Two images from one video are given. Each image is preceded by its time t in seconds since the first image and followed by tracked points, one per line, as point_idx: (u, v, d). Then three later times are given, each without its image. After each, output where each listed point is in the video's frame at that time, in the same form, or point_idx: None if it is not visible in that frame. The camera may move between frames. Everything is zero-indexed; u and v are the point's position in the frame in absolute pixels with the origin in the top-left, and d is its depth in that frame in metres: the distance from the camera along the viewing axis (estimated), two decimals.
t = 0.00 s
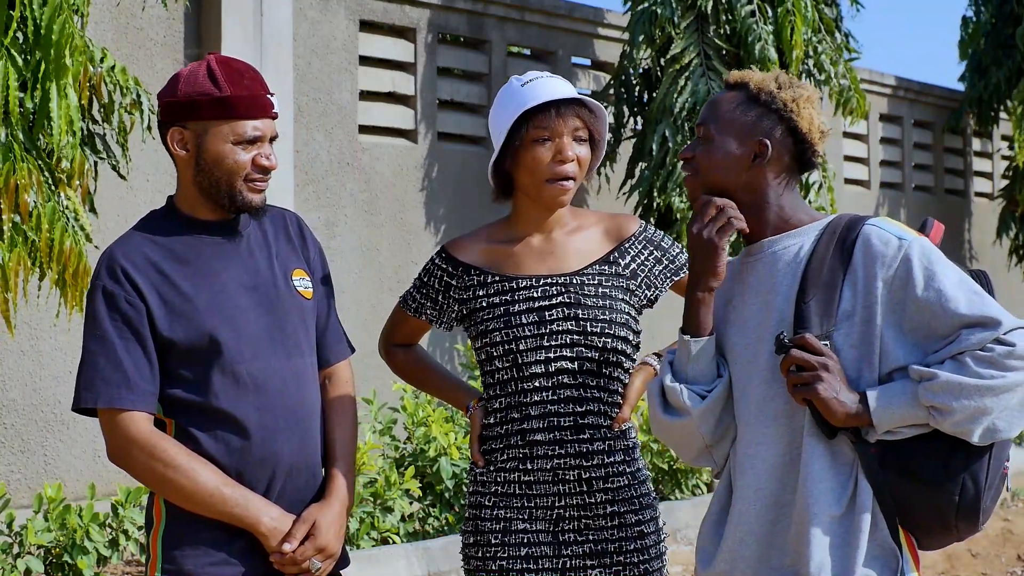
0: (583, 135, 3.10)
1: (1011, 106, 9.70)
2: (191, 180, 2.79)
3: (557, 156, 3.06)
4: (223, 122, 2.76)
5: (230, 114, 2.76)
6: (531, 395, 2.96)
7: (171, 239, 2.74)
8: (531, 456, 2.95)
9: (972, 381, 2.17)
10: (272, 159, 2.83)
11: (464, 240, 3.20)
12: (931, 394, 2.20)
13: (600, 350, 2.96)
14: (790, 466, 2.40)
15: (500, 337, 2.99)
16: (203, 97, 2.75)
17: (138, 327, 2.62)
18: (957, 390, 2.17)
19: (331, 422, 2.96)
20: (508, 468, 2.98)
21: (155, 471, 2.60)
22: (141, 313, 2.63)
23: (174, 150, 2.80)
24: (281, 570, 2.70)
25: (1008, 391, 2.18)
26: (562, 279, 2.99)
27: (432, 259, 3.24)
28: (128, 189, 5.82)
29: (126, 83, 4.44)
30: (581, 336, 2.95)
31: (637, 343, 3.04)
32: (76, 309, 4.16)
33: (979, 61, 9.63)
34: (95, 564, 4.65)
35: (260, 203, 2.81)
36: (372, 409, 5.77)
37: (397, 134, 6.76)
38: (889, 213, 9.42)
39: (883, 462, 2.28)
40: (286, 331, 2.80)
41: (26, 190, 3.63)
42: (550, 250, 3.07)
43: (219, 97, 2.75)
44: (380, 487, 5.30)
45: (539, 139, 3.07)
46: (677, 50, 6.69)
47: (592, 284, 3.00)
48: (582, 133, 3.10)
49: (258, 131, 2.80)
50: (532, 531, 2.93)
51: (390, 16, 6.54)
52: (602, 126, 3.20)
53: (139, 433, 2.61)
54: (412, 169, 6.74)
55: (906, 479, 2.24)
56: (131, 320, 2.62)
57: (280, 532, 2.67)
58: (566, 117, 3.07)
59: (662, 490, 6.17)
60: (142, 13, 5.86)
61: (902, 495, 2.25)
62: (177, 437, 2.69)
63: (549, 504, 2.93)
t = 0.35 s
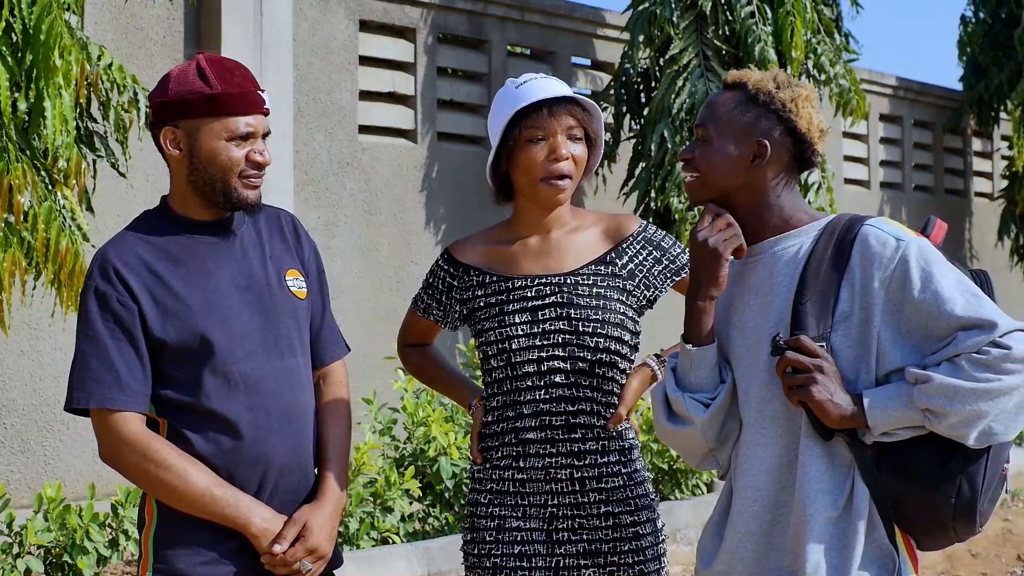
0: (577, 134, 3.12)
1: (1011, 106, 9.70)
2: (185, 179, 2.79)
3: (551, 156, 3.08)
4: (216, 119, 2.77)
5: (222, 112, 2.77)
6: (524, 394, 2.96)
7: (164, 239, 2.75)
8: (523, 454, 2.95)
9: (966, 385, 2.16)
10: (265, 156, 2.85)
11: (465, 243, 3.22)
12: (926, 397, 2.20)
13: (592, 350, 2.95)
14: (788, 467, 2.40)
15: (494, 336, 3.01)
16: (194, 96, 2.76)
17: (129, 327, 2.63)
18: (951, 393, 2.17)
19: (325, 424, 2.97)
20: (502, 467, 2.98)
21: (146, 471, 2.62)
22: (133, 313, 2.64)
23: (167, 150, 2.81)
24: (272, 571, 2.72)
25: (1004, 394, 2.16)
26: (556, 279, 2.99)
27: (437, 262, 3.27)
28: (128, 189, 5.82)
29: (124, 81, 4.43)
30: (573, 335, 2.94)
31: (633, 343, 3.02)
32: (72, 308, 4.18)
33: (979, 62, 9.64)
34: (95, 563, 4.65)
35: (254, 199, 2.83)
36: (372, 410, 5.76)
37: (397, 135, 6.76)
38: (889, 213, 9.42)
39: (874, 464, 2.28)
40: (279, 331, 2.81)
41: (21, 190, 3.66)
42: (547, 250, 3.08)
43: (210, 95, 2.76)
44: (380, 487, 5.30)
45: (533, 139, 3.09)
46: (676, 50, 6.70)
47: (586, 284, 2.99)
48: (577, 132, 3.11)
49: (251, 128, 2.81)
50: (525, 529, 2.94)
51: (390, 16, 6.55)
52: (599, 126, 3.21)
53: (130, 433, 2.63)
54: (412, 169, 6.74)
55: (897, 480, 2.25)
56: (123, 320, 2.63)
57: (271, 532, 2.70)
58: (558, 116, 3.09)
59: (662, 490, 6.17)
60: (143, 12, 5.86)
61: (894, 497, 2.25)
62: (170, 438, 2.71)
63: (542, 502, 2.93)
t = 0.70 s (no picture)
0: (577, 133, 3.12)
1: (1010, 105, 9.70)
2: (165, 180, 2.80)
3: (550, 156, 3.09)
4: (194, 119, 2.78)
5: (200, 112, 2.77)
6: (524, 393, 2.97)
7: (144, 240, 2.76)
8: (523, 454, 2.96)
9: (969, 390, 2.16)
10: (245, 154, 2.86)
11: (470, 244, 3.22)
12: (929, 401, 2.20)
13: (591, 351, 2.94)
14: (791, 469, 2.41)
15: (494, 335, 3.02)
16: (171, 96, 2.77)
17: (106, 329, 2.64)
18: (954, 397, 2.17)
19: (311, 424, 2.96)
20: (503, 466, 3.00)
21: (124, 474, 2.63)
22: (110, 315, 2.64)
23: (147, 151, 2.82)
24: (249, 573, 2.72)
25: (1008, 400, 2.16)
26: (557, 280, 2.99)
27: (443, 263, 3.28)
28: (127, 189, 5.82)
29: (119, 82, 4.45)
30: (572, 336, 2.94)
31: (634, 344, 3.01)
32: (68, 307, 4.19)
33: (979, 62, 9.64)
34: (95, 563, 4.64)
35: (236, 200, 2.84)
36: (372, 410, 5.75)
37: (396, 135, 6.76)
38: (890, 213, 9.42)
39: (872, 465, 2.28)
40: (259, 332, 2.81)
41: (13, 189, 3.67)
42: (550, 251, 3.07)
43: (188, 95, 2.77)
44: (380, 487, 5.30)
45: (532, 140, 3.11)
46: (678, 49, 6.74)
47: (585, 285, 2.99)
48: (576, 132, 3.12)
49: (230, 126, 2.81)
50: (525, 529, 2.94)
51: (390, 16, 6.55)
52: (600, 125, 3.21)
53: (108, 435, 2.64)
54: (412, 169, 6.74)
55: (894, 481, 2.25)
56: (100, 321, 2.64)
57: (246, 536, 2.70)
58: (555, 116, 3.10)
59: (662, 490, 6.17)
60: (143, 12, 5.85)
61: (892, 498, 2.25)
62: (149, 439, 2.72)
63: (541, 501, 2.93)
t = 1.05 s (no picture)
0: (581, 133, 3.13)
1: (1011, 105, 9.71)
2: (150, 180, 2.76)
3: (554, 155, 3.10)
4: (176, 117, 2.73)
5: (181, 109, 2.73)
6: (528, 392, 2.98)
7: (131, 240, 2.71)
8: (526, 452, 2.96)
9: (980, 394, 2.17)
10: (229, 151, 2.81)
11: (476, 244, 3.23)
12: (940, 405, 2.20)
13: (594, 350, 2.94)
14: (801, 469, 2.40)
15: (499, 334, 3.02)
16: (151, 95, 2.73)
17: (92, 330, 2.59)
18: (965, 401, 2.18)
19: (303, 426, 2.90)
20: (507, 464, 3.00)
21: (112, 476, 2.59)
22: (95, 316, 2.60)
23: (130, 151, 2.77)
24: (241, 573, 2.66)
25: (1019, 404, 2.17)
26: (561, 280, 2.99)
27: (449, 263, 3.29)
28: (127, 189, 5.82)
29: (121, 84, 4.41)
30: (576, 336, 2.94)
31: (638, 344, 3.02)
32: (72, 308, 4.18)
33: (979, 62, 9.65)
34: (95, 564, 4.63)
35: (221, 197, 2.79)
36: (372, 410, 5.75)
37: (396, 135, 6.76)
38: (889, 213, 9.44)
39: (875, 466, 2.28)
40: (247, 331, 2.76)
41: (17, 189, 3.66)
42: (556, 251, 3.07)
43: (169, 93, 2.73)
44: (380, 487, 5.30)
45: (536, 140, 3.11)
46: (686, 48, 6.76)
47: (591, 285, 2.99)
48: (580, 132, 3.13)
49: (212, 124, 2.77)
50: (528, 528, 2.94)
51: (390, 16, 6.54)
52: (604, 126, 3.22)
53: (95, 437, 2.60)
54: (412, 169, 6.74)
55: (899, 482, 2.25)
56: (85, 323, 2.59)
57: (237, 535, 2.64)
58: (559, 116, 3.11)
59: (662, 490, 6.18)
60: (143, 12, 5.84)
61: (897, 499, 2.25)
62: (138, 442, 2.67)
63: (544, 500, 2.94)
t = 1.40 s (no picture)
0: (583, 126, 3.14)
1: (1011, 105, 9.71)
2: (205, 166, 2.78)
3: (558, 149, 3.10)
4: (232, 104, 2.79)
5: (238, 96, 2.79)
6: (535, 391, 2.97)
7: (170, 231, 2.73)
8: (533, 451, 2.96)
9: (987, 389, 2.18)
10: (280, 140, 2.88)
11: (481, 241, 3.24)
12: (947, 401, 2.20)
13: (602, 349, 2.94)
14: (802, 468, 2.40)
15: (506, 333, 3.02)
16: (207, 82, 2.77)
17: (129, 319, 2.60)
18: (973, 398, 2.18)
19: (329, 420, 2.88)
20: (514, 463, 3.00)
21: (143, 465, 2.57)
22: (133, 305, 2.60)
23: (184, 139, 2.78)
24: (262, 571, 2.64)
25: None
26: (569, 278, 2.99)
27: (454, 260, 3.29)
28: (127, 189, 5.82)
29: (124, 86, 4.44)
30: (584, 335, 2.94)
31: (646, 343, 3.03)
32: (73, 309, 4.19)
33: (978, 62, 9.66)
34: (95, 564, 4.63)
35: (274, 182, 2.84)
36: (372, 410, 5.75)
37: (396, 134, 6.76)
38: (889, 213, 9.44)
39: (879, 463, 2.29)
40: (279, 328, 2.75)
41: (22, 190, 3.66)
42: (564, 248, 3.08)
43: (224, 80, 2.79)
44: (380, 487, 5.30)
45: (539, 136, 3.12)
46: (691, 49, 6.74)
47: (598, 283, 2.99)
48: (582, 125, 3.14)
49: (264, 112, 2.83)
50: (535, 527, 2.94)
51: (390, 16, 6.54)
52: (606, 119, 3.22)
53: (127, 425, 2.58)
54: (412, 168, 6.74)
55: (904, 479, 2.26)
56: (122, 310, 2.60)
57: (261, 531, 2.62)
58: (561, 109, 3.12)
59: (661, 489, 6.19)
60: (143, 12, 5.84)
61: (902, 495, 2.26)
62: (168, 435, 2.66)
63: (551, 499, 2.93)
